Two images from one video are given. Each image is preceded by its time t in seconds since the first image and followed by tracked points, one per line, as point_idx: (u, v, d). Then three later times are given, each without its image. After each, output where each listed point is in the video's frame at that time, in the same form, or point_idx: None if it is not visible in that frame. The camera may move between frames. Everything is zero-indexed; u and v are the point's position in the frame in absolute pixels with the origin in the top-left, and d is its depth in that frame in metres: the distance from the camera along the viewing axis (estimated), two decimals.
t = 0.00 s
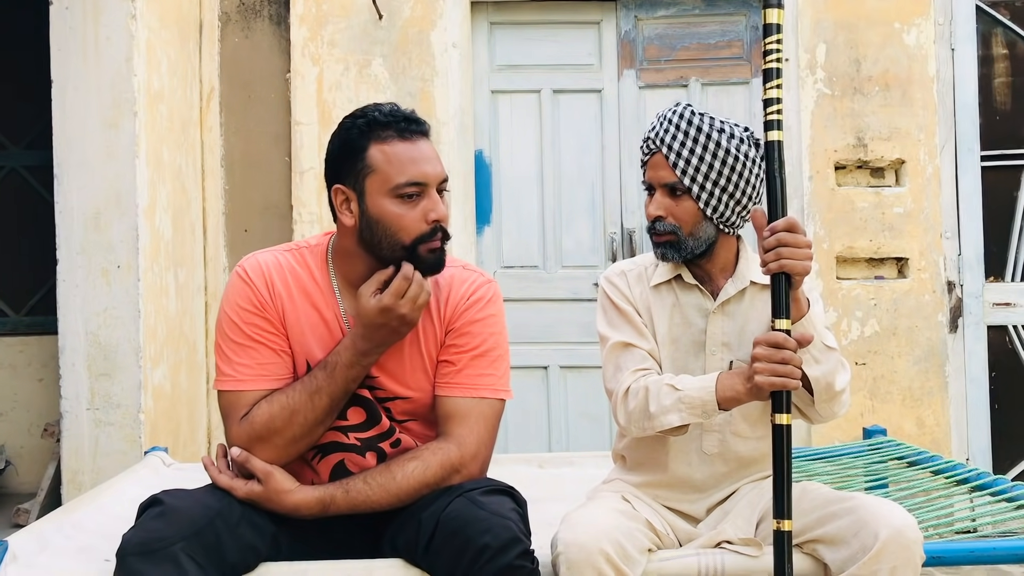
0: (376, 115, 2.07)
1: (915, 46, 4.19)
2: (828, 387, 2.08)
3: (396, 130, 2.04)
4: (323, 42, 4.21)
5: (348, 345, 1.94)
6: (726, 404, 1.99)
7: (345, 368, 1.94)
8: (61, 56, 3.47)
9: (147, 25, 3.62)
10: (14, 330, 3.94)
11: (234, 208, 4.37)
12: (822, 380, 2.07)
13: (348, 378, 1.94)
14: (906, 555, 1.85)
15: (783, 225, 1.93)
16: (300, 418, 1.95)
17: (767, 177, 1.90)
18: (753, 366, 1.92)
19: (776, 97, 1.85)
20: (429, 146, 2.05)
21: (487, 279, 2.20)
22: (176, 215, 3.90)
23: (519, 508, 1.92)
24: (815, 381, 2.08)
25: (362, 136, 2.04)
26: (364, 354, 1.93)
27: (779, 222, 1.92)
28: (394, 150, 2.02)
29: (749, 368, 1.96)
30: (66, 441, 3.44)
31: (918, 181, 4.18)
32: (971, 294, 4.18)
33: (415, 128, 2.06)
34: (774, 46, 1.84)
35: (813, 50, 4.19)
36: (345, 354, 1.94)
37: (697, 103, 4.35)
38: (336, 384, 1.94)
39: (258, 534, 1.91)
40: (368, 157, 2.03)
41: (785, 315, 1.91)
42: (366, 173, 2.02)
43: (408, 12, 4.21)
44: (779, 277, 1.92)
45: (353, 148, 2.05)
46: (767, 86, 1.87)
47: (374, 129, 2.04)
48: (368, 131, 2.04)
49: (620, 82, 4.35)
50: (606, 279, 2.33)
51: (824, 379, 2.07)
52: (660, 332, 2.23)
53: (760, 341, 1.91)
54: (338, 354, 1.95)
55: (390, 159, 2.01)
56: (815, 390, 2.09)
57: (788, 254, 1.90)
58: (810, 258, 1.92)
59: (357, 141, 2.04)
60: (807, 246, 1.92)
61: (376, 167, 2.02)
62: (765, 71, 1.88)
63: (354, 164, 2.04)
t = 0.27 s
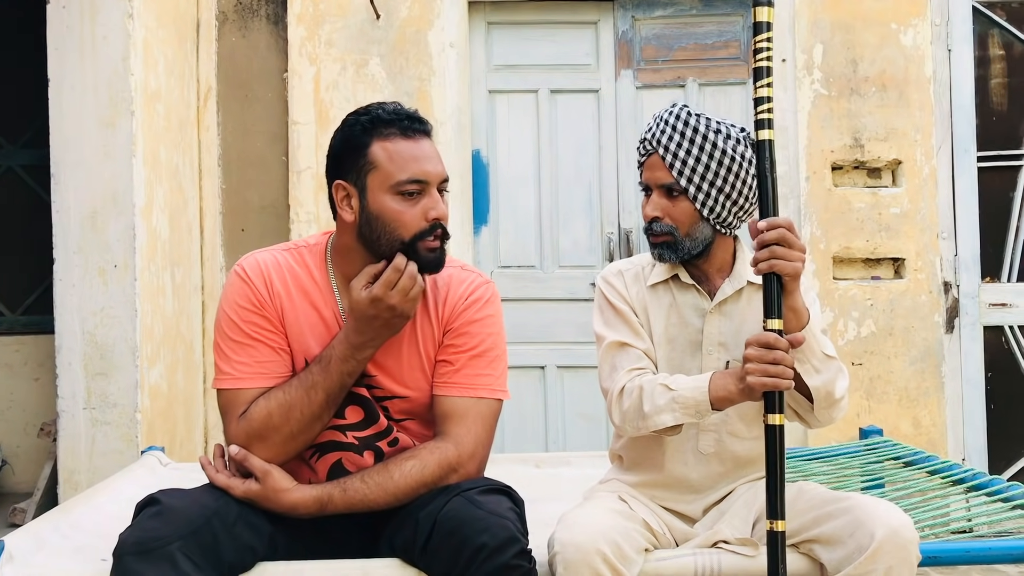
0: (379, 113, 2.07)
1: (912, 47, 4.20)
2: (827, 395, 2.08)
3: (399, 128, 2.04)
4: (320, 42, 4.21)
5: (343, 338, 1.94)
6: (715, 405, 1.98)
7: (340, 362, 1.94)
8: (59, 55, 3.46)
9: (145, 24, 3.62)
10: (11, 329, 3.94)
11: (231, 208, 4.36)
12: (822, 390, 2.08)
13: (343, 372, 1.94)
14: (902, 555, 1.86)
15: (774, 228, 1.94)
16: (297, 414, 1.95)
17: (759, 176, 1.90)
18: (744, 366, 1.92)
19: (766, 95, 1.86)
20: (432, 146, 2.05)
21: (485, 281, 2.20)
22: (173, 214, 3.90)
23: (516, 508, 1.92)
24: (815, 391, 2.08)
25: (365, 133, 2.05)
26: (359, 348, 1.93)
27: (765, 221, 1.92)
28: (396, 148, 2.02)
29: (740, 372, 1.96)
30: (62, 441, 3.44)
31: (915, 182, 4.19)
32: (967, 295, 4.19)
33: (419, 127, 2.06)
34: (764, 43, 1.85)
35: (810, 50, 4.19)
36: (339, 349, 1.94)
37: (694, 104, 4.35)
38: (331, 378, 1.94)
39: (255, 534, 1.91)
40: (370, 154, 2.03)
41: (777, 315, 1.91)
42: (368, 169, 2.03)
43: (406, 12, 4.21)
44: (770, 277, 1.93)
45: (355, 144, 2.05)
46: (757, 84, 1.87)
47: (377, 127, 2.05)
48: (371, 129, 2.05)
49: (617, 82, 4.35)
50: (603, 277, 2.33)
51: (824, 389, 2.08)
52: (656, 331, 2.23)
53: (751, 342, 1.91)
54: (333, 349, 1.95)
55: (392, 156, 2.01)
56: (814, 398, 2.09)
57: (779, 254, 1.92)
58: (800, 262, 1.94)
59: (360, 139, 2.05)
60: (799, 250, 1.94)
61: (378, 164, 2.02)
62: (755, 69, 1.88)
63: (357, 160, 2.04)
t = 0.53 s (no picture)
0: (385, 113, 2.07)
1: (908, 48, 4.21)
2: (823, 398, 2.09)
3: (403, 129, 2.04)
4: (317, 41, 4.20)
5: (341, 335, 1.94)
6: (708, 404, 1.99)
7: (337, 358, 1.94)
8: (55, 54, 3.46)
9: (141, 23, 3.61)
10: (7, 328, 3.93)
11: (228, 207, 4.36)
12: (816, 393, 2.08)
13: (341, 368, 1.94)
14: (898, 554, 1.86)
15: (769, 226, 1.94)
16: (296, 412, 1.95)
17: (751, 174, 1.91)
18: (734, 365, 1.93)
19: (758, 92, 1.87)
20: (434, 147, 2.05)
21: (485, 281, 2.20)
22: (170, 213, 3.89)
23: (514, 508, 1.92)
24: (809, 395, 2.09)
25: (369, 132, 2.05)
26: (357, 344, 1.94)
27: (756, 218, 1.92)
28: (399, 149, 2.02)
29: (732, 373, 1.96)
30: (58, 440, 3.43)
31: (911, 182, 4.20)
32: (963, 295, 4.20)
33: (424, 129, 2.06)
34: (756, 41, 1.87)
35: (807, 51, 4.20)
36: (337, 346, 1.95)
37: (691, 104, 4.36)
38: (330, 375, 1.94)
39: (251, 533, 1.91)
40: (374, 153, 2.03)
41: (770, 315, 1.91)
42: (371, 168, 2.03)
43: (403, 12, 4.21)
44: (763, 277, 1.93)
45: (359, 142, 2.05)
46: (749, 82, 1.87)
47: (382, 127, 2.05)
48: (376, 128, 2.05)
49: (614, 82, 4.35)
50: (600, 276, 2.33)
51: (818, 392, 2.08)
52: (652, 330, 2.24)
53: (743, 340, 1.91)
54: (331, 347, 1.96)
55: (395, 156, 2.01)
56: (809, 401, 2.10)
57: (772, 254, 1.93)
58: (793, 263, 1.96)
59: (364, 138, 2.05)
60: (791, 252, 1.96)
61: (379, 163, 2.02)
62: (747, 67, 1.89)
63: (360, 158, 2.04)
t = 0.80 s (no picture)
0: (383, 109, 2.07)
1: (905, 47, 4.21)
2: (817, 396, 2.09)
3: (402, 125, 2.04)
4: (314, 39, 4.20)
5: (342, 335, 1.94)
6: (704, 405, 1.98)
7: (338, 358, 1.94)
8: (51, 51, 3.44)
9: (137, 20, 3.60)
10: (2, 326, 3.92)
11: (224, 205, 4.35)
12: (811, 392, 2.08)
13: (342, 368, 1.94)
14: (893, 553, 1.86)
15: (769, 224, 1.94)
16: (297, 411, 1.95)
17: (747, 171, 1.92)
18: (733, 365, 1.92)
19: (754, 90, 1.87)
20: (433, 143, 2.05)
21: (483, 280, 2.20)
22: (166, 211, 3.88)
23: (511, 506, 1.92)
24: (804, 393, 2.09)
25: (368, 128, 2.05)
26: (358, 344, 1.94)
27: (754, 217, 1.91)
28: (398, 144, 2.02)
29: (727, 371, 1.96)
30: (54, 438, 3.42)
31: (907, 181, 4.20)
32: (960, 294, 4.20)
33: (423, 125, 2.07)
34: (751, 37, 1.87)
35: (804, 50, 4.20)
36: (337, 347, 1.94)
37: (687, 103, 4.36)
38: (331, 375, 1.94)
39: (247, 531, 1.91)
40: (373, 149, 2.03)
41: (765, 314, 1.92)
42: (369, 164, 2.02)
43: (400, 10, 4.20)
44: (758, 274, 1.93)
45: (358, 138, 2.05)
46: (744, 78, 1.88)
47: (381, 123, 2.05)
48: (375, 123, 2.05)
49: (611, 80, 4.35)
50: (596, 275, 2.33)
51: (813, 391, 2.08)
52: (648, 328, 2.24)
53: (739, 339, 1.91)
54: (332, 346, 1.95)
55: (394, 152, 2.01)
56: (804, 399, 2.10)
57: (768, 250, 1.93)
58: (788, 259, 1.95)
59: (363, 133, 2.05)
60: (787, 249, 1.95)
61: (378, 159, 2.02)
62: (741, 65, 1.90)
63: (359, 155, 2.04)
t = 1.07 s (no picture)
0: (369, 113, 2.06)
1: (903, 45, 4.21)
2: (813, 394, 2.08)
3: (387, 129, 2.03)
4: (311, 36, 4.19)
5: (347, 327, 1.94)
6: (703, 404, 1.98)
7: (348, 348, 1.93)
8: (47, 48, 3.43)
9: (134, 17, 3.60)
10: None
11: (221, 202, 4.35)
12: (807, 390, 2.08)
13: (352, 358, 1.94)
14: (891, 550, 1.86)
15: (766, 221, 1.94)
16: (307, 401, 1.94)
17: (744, 170, 1.91)
18: (731, 363, 1.92)
19: (751, 86, 1.87)
20: (422, 147, 2.04)
21: (480, 277, 2.20)
22: (163, 208, 3.88)
23: (508, 504, 1.92)
24: (800, 391, 2.09)
25: (354, 133, 2.05)
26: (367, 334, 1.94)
27: (749, 215, 1.91)
28: (384, 150, 2.01)
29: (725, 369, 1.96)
30: (50, 435, 3.42)
31: (905, 179, 4.20)
32: (957, 292, 4.21)
33: (409, 128, 2.05)
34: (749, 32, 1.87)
35: (802, 47, 4.20)
36: (347, 336, 1.94)
37: (685, 100, 4.35)
38: (340, 364, 1.94)
39: (245, 528, 1.90)
40: (359, 155, 2.03)
41: (763, 310, 1.91)
42: (355, 171, 2.03)
43: (397, 7, 4.19)
44: (756, 272, 1.92)
45: (344, 144, 2.06)
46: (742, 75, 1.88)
47: (366, 128, 2.04)
48: (360, 129, 2.04)
49: (609, 78, 4.35)
50: (593, 273, 2.33)
51: (809, 388, 2.08)
52: (645, 326, 2.24)
53: (737, 336, 1.91)
54: (344, 336, 1.94)
55: (379, 158, 2.01)
56: (799, 397, 2.10)
57: (766, 248, 1.92)
58: (786, 256, 1.95)
59: (348, 139, 2.05)
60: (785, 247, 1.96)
61: (363, 166, 2.02)
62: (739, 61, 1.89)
63: (345, 161, 2.05)
